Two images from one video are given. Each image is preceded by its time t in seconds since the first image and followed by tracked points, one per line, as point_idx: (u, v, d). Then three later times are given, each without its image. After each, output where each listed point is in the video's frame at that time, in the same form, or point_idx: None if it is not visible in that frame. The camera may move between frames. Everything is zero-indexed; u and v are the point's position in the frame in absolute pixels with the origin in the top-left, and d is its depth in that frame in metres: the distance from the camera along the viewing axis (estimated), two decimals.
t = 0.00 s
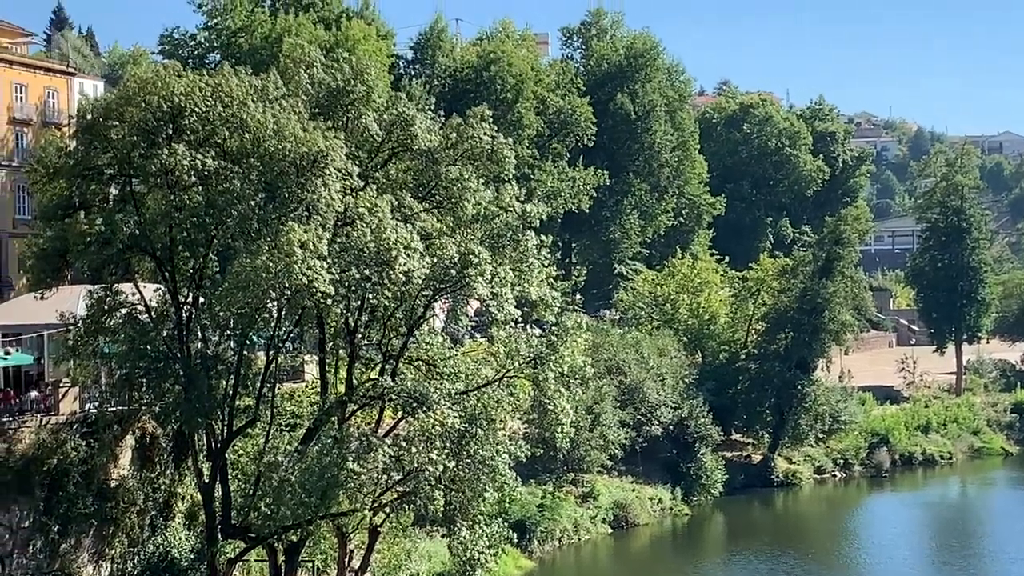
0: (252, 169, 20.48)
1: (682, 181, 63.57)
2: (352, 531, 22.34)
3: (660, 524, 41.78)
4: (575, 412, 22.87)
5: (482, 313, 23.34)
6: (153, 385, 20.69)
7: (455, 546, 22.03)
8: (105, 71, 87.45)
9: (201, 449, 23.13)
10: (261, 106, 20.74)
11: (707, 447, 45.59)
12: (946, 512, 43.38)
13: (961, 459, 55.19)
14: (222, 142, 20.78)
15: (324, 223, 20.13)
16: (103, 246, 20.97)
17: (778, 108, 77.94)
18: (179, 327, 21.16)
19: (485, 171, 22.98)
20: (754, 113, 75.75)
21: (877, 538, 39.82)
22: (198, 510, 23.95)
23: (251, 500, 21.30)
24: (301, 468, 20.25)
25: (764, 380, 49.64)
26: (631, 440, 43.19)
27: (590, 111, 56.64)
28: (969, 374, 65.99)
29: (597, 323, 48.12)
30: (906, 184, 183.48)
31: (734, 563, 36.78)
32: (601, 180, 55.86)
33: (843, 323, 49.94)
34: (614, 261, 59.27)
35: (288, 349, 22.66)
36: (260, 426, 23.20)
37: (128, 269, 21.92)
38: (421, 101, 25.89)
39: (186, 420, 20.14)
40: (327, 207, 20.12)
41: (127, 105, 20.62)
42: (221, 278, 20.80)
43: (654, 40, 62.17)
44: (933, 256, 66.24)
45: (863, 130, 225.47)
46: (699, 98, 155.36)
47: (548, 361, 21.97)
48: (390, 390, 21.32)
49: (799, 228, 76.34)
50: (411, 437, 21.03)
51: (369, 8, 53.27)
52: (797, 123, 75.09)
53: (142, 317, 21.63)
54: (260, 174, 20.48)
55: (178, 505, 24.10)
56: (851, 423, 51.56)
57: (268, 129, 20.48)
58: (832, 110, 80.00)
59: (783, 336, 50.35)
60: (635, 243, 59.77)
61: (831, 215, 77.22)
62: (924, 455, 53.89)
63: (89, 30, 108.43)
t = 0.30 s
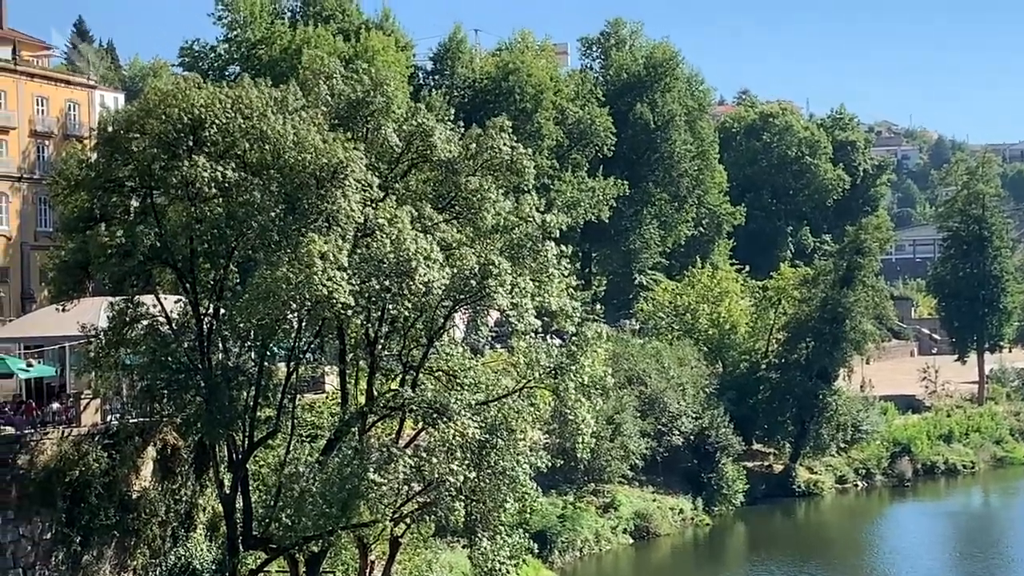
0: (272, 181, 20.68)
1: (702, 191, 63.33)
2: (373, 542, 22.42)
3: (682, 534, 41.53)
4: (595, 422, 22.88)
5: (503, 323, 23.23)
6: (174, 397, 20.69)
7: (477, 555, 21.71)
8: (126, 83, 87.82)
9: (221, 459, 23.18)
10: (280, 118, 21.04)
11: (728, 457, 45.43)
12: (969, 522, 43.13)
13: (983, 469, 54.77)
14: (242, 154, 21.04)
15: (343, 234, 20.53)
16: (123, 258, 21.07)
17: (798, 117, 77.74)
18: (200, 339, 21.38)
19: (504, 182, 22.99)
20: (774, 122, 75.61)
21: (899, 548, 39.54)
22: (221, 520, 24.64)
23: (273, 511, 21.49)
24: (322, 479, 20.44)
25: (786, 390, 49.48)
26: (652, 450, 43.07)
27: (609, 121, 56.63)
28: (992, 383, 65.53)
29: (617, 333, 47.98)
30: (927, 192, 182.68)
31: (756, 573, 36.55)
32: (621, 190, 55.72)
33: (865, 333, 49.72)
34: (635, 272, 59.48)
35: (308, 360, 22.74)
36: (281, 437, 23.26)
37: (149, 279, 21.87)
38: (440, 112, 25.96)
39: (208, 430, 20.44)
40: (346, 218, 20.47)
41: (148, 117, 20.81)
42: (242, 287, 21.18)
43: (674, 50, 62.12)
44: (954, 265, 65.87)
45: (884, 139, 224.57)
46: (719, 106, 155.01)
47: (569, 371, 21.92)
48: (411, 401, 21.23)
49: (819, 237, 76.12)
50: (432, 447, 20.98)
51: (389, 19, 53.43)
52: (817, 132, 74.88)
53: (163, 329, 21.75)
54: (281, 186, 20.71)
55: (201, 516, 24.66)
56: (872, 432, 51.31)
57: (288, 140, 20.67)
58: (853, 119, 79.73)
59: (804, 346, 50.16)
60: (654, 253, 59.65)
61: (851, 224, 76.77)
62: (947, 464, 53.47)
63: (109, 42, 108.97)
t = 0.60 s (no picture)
0: (295, 190, 20.82)
1: (724, 199, 63.18)
2: (396, 551, 22.45)
3: (705, 543, 41.29)
4: (617, 431, 22.81)
5: (525, 331, 23.01)
6: (197, 406, 20.91)
7: (500, 564, 21.83)
8: (149, 93, 88.25)
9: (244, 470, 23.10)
10: (303, 127, 21.05)
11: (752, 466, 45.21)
12: (994, 530, 42.86)
13: (1009, 477, 54.32)
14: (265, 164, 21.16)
15: (366, 243, 20.49)
16: (146, 268, 21.32)
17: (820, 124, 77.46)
18: (223, 349, 21.53)
19: (527, 190, 23.01)
20: (797, 129, 75.39)
21: (925, 556, 39.21)
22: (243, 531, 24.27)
23: (296, 521, 21.51)
24: (345, 488, 20.63)
25: (809, 398, 49.24)
26: (676, 459, 42.90)
27: (631, 129, 56.53)
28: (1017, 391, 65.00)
29: (640, 341, 47.87)
30: (949, 199, 181.83)
31: None
32: (643, 198, 55.62)
33: (889, 341, 49.41)
34: (658, 279, 59.00)
35: (331, 369, 22.71)
36: (304, 446, 23.36)
37: (172, 290, 22.11)
38: (461, 120, 25.97)
39: (231, 440, 20.57)
40: (369, 228, 20.46)
41: (170, 128, 21.12)
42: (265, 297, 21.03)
43: (696, 58, 62.01)
44: (978, 272, 65.51)
45: (907, 146, 223.57)
46: (740, 113, 154.60)
47: (591, 380, 21.88)
48: (433, 410, 21.19)
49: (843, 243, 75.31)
50: (455, 456, 21.13)
51: (411, 28, 53.50)
52: (840, 140, 74.67)
53: (186, 339, 21.96)
54: (302, 196, 20.84)
55: (224, 526, 24.29)
56: (896, 440, 50.97)
57: (310, 149, 20.72)
58: (875, 126, 79.40)
59: (828, 354, 49.92)
60: (677, 261, 59.51)
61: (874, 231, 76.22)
62: (972, 472, 53.06)
63: (131, 52, 109.42)
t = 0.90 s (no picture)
0: (315, 199, 20.95)
1: (744, 207, 62.99)
2: (417, 559, 22.44)
3: (727, 550, 41.07)
4: (638, 438, 22.73)
5: (545, 338, 23.03)
6: (218, 414, 20.98)
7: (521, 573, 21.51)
8: (170, 102, 88.68)
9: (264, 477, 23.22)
10: (323, 135, 21.20)
11: (773, 473, 45.03)
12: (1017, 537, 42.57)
13: None
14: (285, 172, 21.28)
15: (386, 252, 20.59)
16: (167, 276, 21.35)
17: (841, 131, 77.20)
18: (244, 356, 21.46)
19: (546, 198, 22.99)
20: (817, 136, 75.15)
21: (949, 564, 38.93)
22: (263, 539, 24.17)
23: (317, 528, 21.66)
24: (365, 496, 20.59)
25: (830, 405, 48.97)
26: (697, 466, 42.75)
27: (651, 137, 56.42)
28: None
29: (661, 349, 47.74)
30: (971, 206, 180.92)
31: None
32: (664, 206, 55.46)
33: (910, 348, 49.06)
34: (679, 287, 59.13)
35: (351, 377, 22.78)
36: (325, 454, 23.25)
37: (192, 298, 21.94)
38: (480, 128, 25.98)
39: (251, 449, 20.61)
40: (389, 236, 20.59)
41: (191, 137, 21.28)
42: (286, 305, 21.33)
43: (716, 65, 61.89)
44: (999, 279, 64.95)
45: (928, 153, 222.50)
46: (760, 119, 154.24)
47: (612, 388, 21.77)
48: (453, 418, 21.28)
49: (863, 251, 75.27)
50: (476, 464, 21.16)
51: (431, 36, 53.58)
52: (861, 146, 74.48)
53: (207, 346, 22.05)
54: (323, 204, 20.94)
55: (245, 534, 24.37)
56: (918, 447, 50.66)
57: (330, 158, 20.89)
58: (897, 133, 79.06)
59: (850, 361, 49.60)
60: (698, 268, 59.36)
61: (895, 238, 75.91)
62: (994, 479, 52.69)
63: (151, 61, 109.99)
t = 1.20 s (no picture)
0: (332, 205, 20.93)
1: (762, 212, 62.78)
2: (435, 566, 22.56)
3: (745, 556, 40.87)
4: (656, 444, 22.65)
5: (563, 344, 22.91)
6: (237, 420, 21.06)
7: None
8: (188, 109, 89.09)
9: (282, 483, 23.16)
10: (341, 142, 21.27)
11: (791, 480, 44.85)
12: None
13: None
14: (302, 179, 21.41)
15: (403, 258, 20.69)
16: (185, 283, 21.45)
17: (859, 137, 76.95)
18: (262, 363, 21.64)
19: (563, 205, 23.07)
20: (835, 142, 74.94)
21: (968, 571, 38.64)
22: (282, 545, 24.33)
23: (334, 535, 21.59)
24: (382, 502, 20.72)
25: (848, 412, 48.74)
26: (714, 472, 42.62)
27: (669, 143, 56.32)
28: None
29: (678, 355, 47.64)
30: (989, 211, 180.14)
31: None
32: (681, 212, 55.34)
33: (929, 353, 48.74)
34: (696, 293, 59.02)
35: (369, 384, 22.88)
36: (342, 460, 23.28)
37: (211, 304, 22.12)
38: (497, 135, 25.99)
39: (270, 455, 20.74)
40: (406, 243, 20.66)
41: (208, 144, 21.40)
42: (303, 312, 21.27)
43: (733, 71, 61.78)
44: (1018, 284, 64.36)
45: (946, 158, 221.55)
46: (777, 125, 153.91)
47: (629, 395, 21.79)
48: (471, 424, 21.38)
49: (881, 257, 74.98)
50: (494, 470, 21.06)
51: (449, 43, 53.64)
52: (879, 152, 74.30)
53: (225, 353, 22.08)
54: (340, 211, 20.92)
55: (262, 540, 24.43)
56: (937, 454, 50.42)
57: (347, 164, 20.98)
58: (915, 138, 78.79)
59: (868, 367, 49.28)
60: (715, 275, 59.24)
61: (913, 244, 75.60)
62: (1013, 486, 52.37)
63: (169, 70, 110.49)
